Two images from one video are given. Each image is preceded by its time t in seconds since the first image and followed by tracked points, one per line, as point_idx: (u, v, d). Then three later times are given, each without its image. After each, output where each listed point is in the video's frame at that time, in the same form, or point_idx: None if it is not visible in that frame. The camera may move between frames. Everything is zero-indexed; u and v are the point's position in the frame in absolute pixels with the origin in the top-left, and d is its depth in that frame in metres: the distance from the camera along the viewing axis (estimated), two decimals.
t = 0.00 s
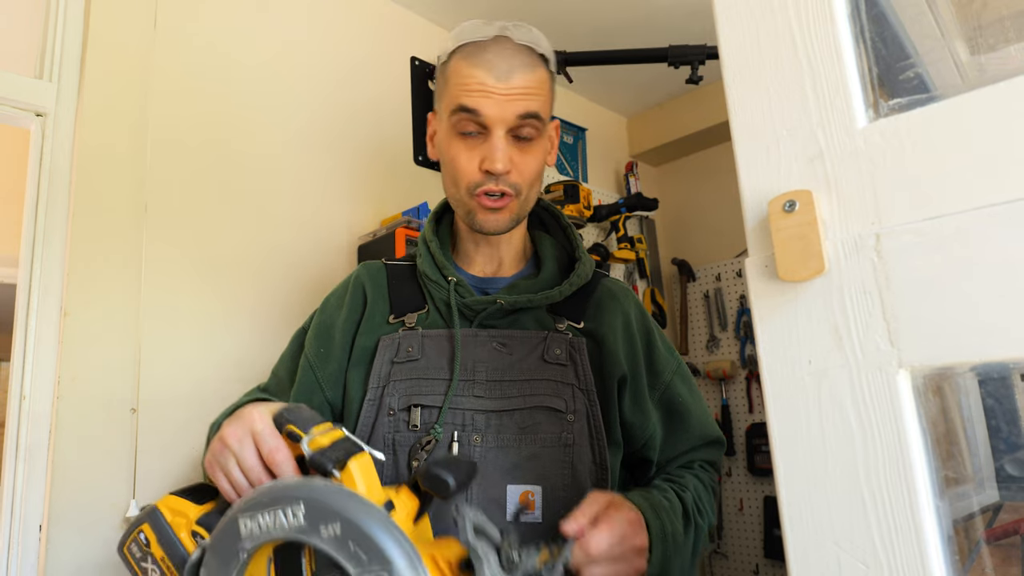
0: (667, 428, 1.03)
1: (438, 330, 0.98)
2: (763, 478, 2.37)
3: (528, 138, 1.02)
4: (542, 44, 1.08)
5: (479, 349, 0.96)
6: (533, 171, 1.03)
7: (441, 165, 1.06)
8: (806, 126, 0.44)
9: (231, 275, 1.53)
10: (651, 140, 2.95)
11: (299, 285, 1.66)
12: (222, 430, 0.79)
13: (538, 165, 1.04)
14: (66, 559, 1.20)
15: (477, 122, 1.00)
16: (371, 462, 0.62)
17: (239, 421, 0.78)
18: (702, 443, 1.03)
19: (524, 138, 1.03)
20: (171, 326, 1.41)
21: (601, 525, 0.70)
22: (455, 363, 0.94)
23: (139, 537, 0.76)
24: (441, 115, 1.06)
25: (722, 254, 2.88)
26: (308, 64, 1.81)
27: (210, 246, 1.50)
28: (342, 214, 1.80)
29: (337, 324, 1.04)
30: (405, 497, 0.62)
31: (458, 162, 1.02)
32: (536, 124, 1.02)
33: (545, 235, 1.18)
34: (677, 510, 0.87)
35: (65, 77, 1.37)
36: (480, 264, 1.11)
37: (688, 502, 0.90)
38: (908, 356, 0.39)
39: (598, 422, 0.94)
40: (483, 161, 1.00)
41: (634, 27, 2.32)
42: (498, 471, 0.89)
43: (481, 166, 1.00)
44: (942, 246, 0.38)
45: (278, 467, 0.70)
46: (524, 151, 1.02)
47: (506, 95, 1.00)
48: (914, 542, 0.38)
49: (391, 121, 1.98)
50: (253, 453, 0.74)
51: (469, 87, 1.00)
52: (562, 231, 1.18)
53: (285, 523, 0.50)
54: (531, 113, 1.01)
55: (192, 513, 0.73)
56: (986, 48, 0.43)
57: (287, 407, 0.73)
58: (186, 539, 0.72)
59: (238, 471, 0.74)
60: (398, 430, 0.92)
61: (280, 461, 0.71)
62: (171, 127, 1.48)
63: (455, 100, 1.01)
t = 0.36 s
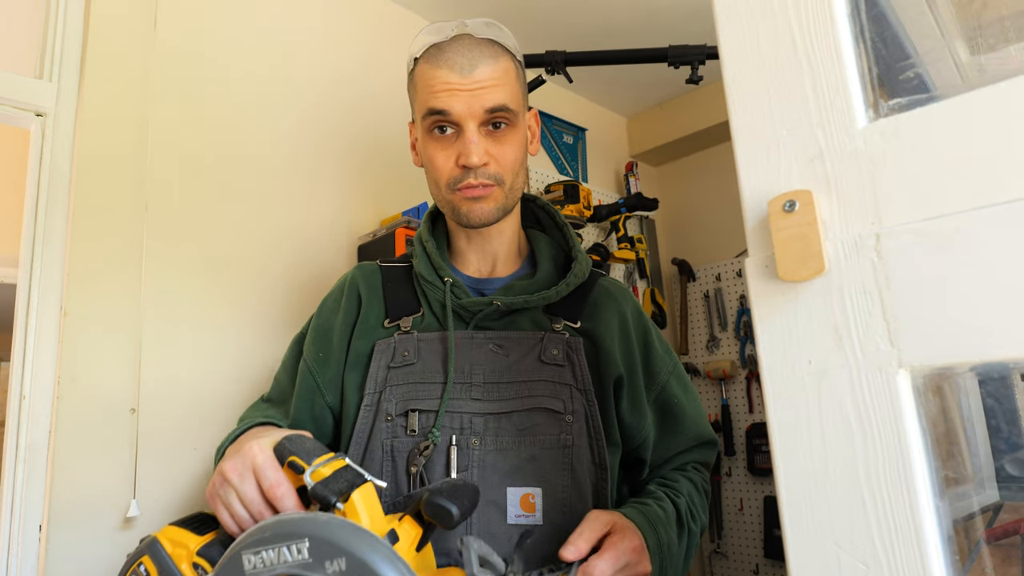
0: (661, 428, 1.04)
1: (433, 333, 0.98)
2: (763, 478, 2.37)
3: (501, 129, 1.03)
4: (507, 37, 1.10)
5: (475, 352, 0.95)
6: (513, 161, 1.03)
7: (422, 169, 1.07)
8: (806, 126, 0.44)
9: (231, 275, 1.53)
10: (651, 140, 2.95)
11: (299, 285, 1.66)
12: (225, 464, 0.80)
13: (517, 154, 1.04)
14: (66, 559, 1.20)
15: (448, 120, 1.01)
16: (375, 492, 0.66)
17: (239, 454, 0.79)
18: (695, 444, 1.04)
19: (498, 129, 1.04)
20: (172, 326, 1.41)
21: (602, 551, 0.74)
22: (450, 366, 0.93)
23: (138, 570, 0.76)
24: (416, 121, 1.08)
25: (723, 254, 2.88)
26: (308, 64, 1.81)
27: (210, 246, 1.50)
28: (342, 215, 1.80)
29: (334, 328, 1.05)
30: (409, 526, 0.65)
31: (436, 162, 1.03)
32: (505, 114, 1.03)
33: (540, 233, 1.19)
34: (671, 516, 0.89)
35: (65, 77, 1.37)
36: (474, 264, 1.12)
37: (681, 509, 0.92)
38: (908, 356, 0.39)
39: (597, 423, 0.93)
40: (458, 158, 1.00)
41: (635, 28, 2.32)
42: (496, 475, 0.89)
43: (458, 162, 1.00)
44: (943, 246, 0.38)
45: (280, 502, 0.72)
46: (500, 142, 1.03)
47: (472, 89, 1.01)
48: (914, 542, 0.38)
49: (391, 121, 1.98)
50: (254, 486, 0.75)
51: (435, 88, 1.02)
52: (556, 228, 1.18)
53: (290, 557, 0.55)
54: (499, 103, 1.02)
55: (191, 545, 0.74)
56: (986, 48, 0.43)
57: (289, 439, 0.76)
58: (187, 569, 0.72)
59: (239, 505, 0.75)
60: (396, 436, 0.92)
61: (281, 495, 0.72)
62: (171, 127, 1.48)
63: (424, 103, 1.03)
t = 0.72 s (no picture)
0: (664, 426, 1.04)
1: (436, 332, 0.99)
2: (763, 478, 2.37)
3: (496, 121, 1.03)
4: (499, 30, 1.11)
5: (479, 351, 0.96)
6: (509, 153, 1.04)
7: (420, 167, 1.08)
8: (806, 126, 0.44)
9: (231, 275, 1.53)
10: (652, 140, 2.95)
11: (299, 285, 1.66)
12: (224, 469, 0.80)
13: (512, 146, 1.04)
14: (66, 560, 1.20)
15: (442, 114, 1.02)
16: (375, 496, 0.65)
17: (238, 461, 0.78)
18: (698, 441, 1.04)
19: (493, 122, 1.04)
20: (171, 326, 1.41)
21: (602, 551, 0.74)
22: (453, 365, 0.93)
23: None
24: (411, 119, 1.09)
25: (723, 254, 2.88)
26: (309, 64, 1.81)
27: (210, 246, 1.50)
28: (342, 215, 1.80)
29: (336, 328, 1.05)
30: (408, 531, 0.65)
31: (432, 158, 1.03)
32: (499, 106, 1.03)
33: (541, 229, 1.18)
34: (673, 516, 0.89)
35: (65, 77, 1.37)
36: (475, 263, 1.11)
37: (683, 506, 0.92)
38: (908, 356, 0.39)
39: (601, 422, 0.93)
40: (454, 152, 1.01)
41: (635, 28, 2.32)
42: (500, 475, 0.90)
43: (454, 156, 1.01)
44: (942, 246, 0.38)
45: (279, 510, 0.71)
46: (495, 134, 1.03)
47: (465, 81, 1.01)
48: (914, 543, 0.38)
49: (391, 121, 1.98)
50: (254, 492, 0.74)
51: (427, 83, 1.02)
52: (558, 223, 1.18)
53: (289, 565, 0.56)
54: (493, 95, 1.03)
55: (195, 550, 0.74)
56: (986, 48, 0.43)
57: (288, 445, 0.75)
58: None
59: (239, 512, 0.75)
60: (400, 435, 0.92)
61: (281, 502, 0.71)
62: (171, 127, 1.48)
63: (418, 99, 1.04)
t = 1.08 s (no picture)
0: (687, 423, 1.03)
1: (454, 347, 0.98)
2: (763, 479, 2.37)
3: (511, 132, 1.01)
4: (523, 33, 1.09)
5: (499, 364, 0.95)
6: (524, 166, 1.01)
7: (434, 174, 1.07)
8: (806, 126, 0.44)
9: (231, 275, 1.53)
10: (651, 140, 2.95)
11: (299, 285, 1.66)
12: (253, 528, 0.78)
13: (529, 158, 1.02)
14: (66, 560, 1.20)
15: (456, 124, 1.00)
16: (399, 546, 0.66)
17: (266, 515, 0.77)
18: (722, 436, 1.02)
19: (509, 133, 1.01)
20: (171, 326, 1.41)
21: None
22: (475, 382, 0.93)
23: None
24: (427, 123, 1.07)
25: (723, 254, 2.88)
26: (309, 64, 1.81)
27: (210, 246, 1.50)
28: (342, 215, 1.80)
29: (357, 345, 1.04)
30: None
31: (446, 168, 1.02)
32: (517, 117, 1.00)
33: (557, 232, 1.17)
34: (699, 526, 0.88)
35: (65, 77, 1.37)
36: (490, 273, 1.12)
37: (709, 508, 0.91)
38: (908, 356, 0.39)
39: (624, 431, 0.91)
40: (467, 164, 0.99)
41: (635, 28, 2.32)
42: (527, 487, 0.90)
43: (466, 168, 0.99)
44: (941, 246, 0.38)
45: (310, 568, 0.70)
46: (511, 146, 1.01)
47: (481, 90, 0.99)
48: (914, 543, 0.38)
49: (390, 121, 1.98)
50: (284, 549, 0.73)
51: (443, 90, 1.00)
52: (573, 226, 1.16)
53: None
54: (510, 106, 0.99)
55: None
56: (986, 49, 0.42)
57: (311, 500, 0.75)
58: None
59: (275, 567, 0.73)
60: (427, 454, 0.93)
61: (309, 560, 0.70)
62: (171, 127, 1.48)
63: (433, 106, 1.02)
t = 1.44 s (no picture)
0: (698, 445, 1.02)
1: (471, 379, 0.98)
2: (763, 478, 2.37)
3: (530, 168, 1.01)
4: (536, 59, 1.09)
5: (516, 396, 0.96)
6: (543, 201, 1.02)
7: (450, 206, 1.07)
8: (806, 126, 0.44)
9: (231, 275, 1.53)
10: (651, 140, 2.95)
11: (299, 285, 1.66)
12: None
13: (547, 193, 1.02)
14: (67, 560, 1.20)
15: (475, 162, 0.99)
16: None
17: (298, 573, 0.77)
18: (733, 459, 1.01)
19: (528, 168, 1.01)
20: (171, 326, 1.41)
21: None
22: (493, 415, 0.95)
23: None
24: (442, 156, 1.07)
25: (723, 254, 2.88)
26: (309, 64, 1.81)
27: (211, 246, 1.50)
28: (342, 215, 1.80)
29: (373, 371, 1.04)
30: None
31: (465, 204, 1.02)
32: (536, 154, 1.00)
33: (575, 260, 1.15)
34: (709, 560, 0.85)
35: (65, 77, 1.37)
36: (507, 301, 1.11)
37: (718, 536, 0.90)
38: (908, 356, 0.39)
39: (638, 460, 0.92)
40: (487, 202, 0.99)
41: (635, 28, 2.32)
42: (545, 517, 0.91)
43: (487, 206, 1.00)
44: (941, 245, 0.38)
45: None
46: (531, 182, 1.01)
47: (501, 128, 0.98)
48: (914, 543, 0.38)
49: (390, 121, 1.98)
50: None
51: (461, 128, 0.99)
52: (590, 252, 1.14)
53: None
54: (530, 143, 0.99)
55: None
56: (986, 48, 0.42)
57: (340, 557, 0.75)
58: None
59: None
60: (447, 485, 0.94)
61: None
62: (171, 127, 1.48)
63: (451, 143, 1.01)
